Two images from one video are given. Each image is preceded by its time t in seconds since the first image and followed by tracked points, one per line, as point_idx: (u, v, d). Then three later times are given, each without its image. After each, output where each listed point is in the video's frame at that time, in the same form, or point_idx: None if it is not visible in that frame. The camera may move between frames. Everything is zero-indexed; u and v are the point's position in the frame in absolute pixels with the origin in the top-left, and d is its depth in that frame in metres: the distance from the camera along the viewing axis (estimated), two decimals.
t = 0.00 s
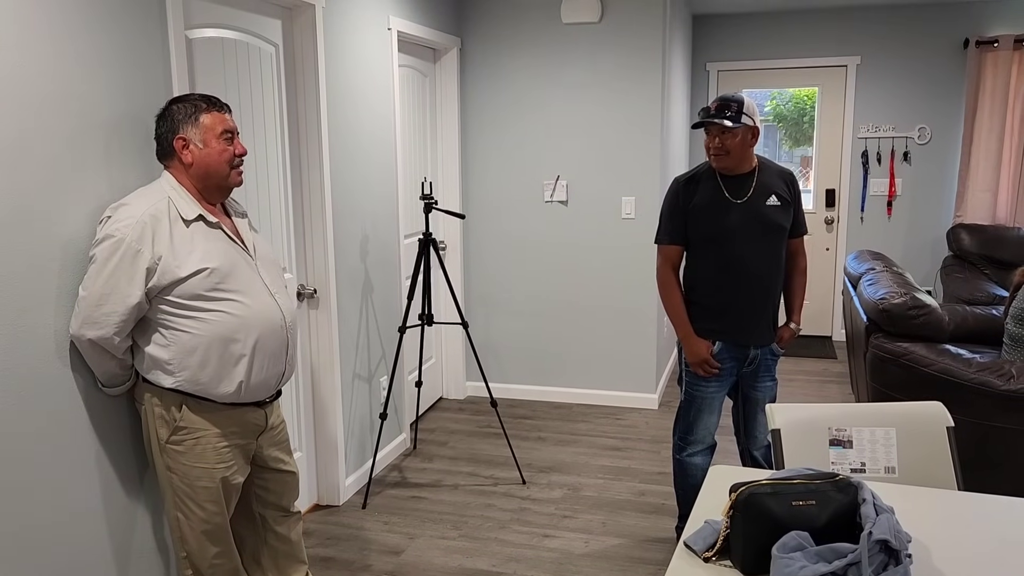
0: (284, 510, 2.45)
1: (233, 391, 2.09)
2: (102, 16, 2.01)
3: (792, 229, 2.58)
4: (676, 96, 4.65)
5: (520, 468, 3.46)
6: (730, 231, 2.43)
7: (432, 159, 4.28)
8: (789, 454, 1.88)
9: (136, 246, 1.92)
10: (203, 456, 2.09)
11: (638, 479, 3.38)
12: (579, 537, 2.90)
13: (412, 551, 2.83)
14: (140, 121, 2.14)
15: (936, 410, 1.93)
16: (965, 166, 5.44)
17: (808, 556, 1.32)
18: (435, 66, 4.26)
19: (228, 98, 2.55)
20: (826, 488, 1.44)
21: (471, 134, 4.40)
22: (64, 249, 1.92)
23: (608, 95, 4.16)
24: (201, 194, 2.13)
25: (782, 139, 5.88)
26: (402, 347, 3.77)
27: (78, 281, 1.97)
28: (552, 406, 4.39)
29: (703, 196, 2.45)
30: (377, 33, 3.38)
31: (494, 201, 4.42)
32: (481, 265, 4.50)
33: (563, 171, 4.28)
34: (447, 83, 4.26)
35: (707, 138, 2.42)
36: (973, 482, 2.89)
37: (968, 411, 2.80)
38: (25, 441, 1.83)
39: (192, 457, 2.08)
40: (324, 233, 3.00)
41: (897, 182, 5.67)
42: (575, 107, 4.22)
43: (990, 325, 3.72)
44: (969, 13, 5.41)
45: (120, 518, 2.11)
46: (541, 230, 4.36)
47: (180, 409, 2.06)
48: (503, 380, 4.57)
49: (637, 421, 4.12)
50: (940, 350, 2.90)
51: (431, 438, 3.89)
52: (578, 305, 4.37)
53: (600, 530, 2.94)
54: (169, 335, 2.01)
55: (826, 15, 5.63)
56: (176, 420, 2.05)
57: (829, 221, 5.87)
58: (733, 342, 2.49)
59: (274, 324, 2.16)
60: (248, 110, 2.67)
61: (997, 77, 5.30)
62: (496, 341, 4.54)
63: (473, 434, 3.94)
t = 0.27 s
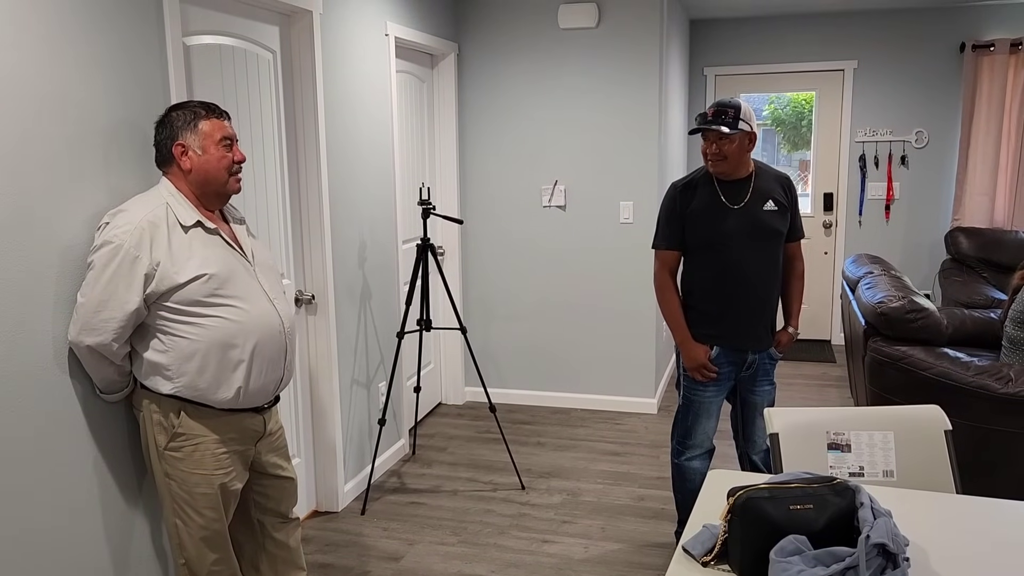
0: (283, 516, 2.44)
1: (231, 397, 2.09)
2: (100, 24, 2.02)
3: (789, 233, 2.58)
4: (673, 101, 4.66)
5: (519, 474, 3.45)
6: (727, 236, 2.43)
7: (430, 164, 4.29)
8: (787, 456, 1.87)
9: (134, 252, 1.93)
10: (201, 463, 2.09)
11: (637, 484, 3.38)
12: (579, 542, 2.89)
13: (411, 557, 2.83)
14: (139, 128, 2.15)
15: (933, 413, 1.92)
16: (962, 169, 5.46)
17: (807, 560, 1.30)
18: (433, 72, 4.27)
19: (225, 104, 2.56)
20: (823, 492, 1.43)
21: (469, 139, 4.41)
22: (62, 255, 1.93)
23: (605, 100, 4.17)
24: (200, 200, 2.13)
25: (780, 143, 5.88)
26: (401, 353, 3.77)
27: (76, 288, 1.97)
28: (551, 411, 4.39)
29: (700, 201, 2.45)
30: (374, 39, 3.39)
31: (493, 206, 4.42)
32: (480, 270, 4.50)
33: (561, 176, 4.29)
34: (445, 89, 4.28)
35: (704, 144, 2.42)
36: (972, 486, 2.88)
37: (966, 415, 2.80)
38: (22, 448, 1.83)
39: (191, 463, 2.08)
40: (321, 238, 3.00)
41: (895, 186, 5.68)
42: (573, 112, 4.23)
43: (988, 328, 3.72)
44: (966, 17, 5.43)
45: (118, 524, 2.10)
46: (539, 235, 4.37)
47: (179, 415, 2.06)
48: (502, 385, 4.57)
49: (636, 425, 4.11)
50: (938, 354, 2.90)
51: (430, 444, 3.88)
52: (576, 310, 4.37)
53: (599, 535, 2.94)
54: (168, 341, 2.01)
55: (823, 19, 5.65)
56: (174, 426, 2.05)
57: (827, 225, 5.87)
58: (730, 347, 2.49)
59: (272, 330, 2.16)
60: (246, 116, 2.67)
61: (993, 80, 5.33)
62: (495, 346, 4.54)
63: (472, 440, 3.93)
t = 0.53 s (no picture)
0: (285, 518, 2.44)
1: (233, 399, 2.09)
2: (101, 27, 2.02)
3: (789, 234, 2.59)
4: (673, 103, 4.67)
5: (520, 476, 3.45)
6: (728, 237, 2.43)
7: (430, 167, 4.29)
8: (789, 457, 1.87)
9: (136, 254, 1.93)
10: (203, 465, 2.09)
11: (639, 485, 3.38)
12: (580, 544, 2.89)
13: (413, 560, 2.83)
14: (140, 131, 2.15)
15: (933, 413, 1.92)
16: (963, 170, 5.46)
17: (808, 560, 1.30)
18: (433, 74, 4.27)
19: (225, 107, 2.56)
20: (825, 492, 1.43)
21: (468, 142, 4.41)
22: (63, 259, 1.93)
23: (605, 102, 4.17)
24: (201, 203, 2.13)
25: (780, 144, 5.89)
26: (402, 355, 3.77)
27: (77, 291, 1.97)
28: (553, 414, 4.39)
29: (700, 203, 2.46)
30: (374, 42, 3.40)
31: (493, 209, 4.43)
32: (480, 273, 4.51)
33: (561, 178, 4.29)
34: (445, 91, 4.28)
35: (705, 146, 2.42)
36: (973, 486, 2.88)
37: (967, 415, 2.80)
38: (24, 451, 1.83)
39: (192, 466, 2.08)
40: (322, 240, 3.00)
41: (895, 187, 5.68)
42: (573, 114, 4.23)
43: (988, 328, 3.72)
44: (965, 18, 5.43)
45: (119, 528, 2.10)
46: (540, 238, 4.37)
47: (180, 418, 2.06)
48: (503, 388, 4.57)
49: (637, 427, 4.11)
50: (939, 354, 2.90)
51: (431, 446, 3.88)
52: (577, 312, 4.37)
53: (601, 537, 2.94)
54: (169, 343, 2.01)
55: (823, 20, 5.65)
56: (176, 429, 2.05)
57: (828, 226, 5.87)
58: (731, 348, 2.49)
59: (273, 332, 2.16)
60: (246, 119, 2.68)
61: (993, 81, 5.34)
62: (496, 348, 4.55)
63: (473, 442, 3.93)
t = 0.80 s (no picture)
0: (286, 521, 2.44)
1: (234, 402, 2.09)
2: (102, 31, 2.02)
3: (790, 234, 2.59)
4: (672, 103, 4.67)
5: (522, 477, 3.45)
6: (729, 237, 2.43)
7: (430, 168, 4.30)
8: (791, 458, 1.87)
9: (137, 257, 1.93)
10: (205, 468, 2.09)
11: (640, 486, 3.38)
12: (582, 545, 2.89)
13: (415, 561, 2.83)
14: (141, 134, 2.15)
15: (935, 412, 1.91)
16: (963, 169, 5.46)
17: (810, 559, 1.30)
18: (432, 76, 4.28)
19: (225, 109, 2.56)
20: (827, 491, 1.43)
21: (468, 143, 4.41)
22: (65, 262, 1.93)
23: (604, 103, 4.17)
24: (201, 205, 2.13)
25: (780, 144, 5.89)
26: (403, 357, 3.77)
27: (78, 294, 1.98)
28: (554, 415, 4.39)
29: (701, 203, 2.46)
30: (373, 44, 3.40)
31: (493, 210, 4.43)
32: (481, 274, 4.51)
33: (561, 179, 4.29)
34: (445, 92, 4.28)
35: (705, 146, 2.42)
36: (974, 485, 2.88)
37: (969, 414, 2.80)
38: (26, 454, 1.83)
39: (194, 468, 2.08)
40: (322, 242, 3.01)
41: (895, 186, 5.68)
42: (572, 115, 4.23)
43: (989, 327, 3.73)
44: (964, 17, 5.43)
45: (122, 530, 2.10)
46: (540, 239, 4.38)
47: (182, 421, 2.06)
48: (504, 389, 4.57)
49: (638, 428, 4.11)
50: (940, 353, 2.90)
51: (432, 447, 3.88)
52: (577, 313, 4.38)
53: (603, 538, 2.94)
54: (171, 346, 2.01)
55: (822, 20, 5.65)
56: (178, 432, 2.05)
57: (828, 226, 5.88)
58: (733, 348, 2.49)
59: (274, 335, 2.16)
60: (246, 121, 2.68)
61: (992, 80, 5.34)
62: (496, 349, 4.54)
63: (474, 443, 3.93)
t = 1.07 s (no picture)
0: (288, 521, 2.45)
1: (235, 402, 2.10)
2: (101, 32, 2.03)
3: (790, 233, 2.59)
4: (672, 102, 4.67)
5: (522, 476, 3.46)
6: (729, 236, 2.44)
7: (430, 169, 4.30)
8: (791, 456, 1.87)
9: (137, 258, 1.93)
10: (206, 468, 2.10)
11: (641, 485, 3.38)
12: (583, 544, 2.89)
13: (416, 561, 2.83)
14: (140, 136, 2.16)
15: (935, 410, 1.92)
16: (963, 167, 5.46)
17: (810, 557, 1.30)
18: (432, 76, 4.28)
19: (225, 110, 2.57)
20: (826, 489, 1.43)
21: (468, 143, 4.42)
22: (65, 263, 1.94)
23: (604, 102, 4.18)
24: (201, 206, 2.14)
25: (779, 143, 5.90)
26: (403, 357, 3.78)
27: (79, 295, 1.98)
28: (555, 414, 4.39)
29: (701, 202, 2.46)
30: (373, 45, 3.41)
31: (493, 210, 4.44)
32: (481, 274, 4.52)
33: (560, 179, 4.30)
34: (445, 92, 4.29)
35: (705, 145, 2.43)
36: (974, 483, 2.88)
37: (969, 412, 2.80)
38: (27, 456, 1.83)
39: (196, 469, 2.08)
40: (322, 243, 3.01)
41: (894, 185, 5.68)
42: (572, 114, 4.24)
43: (989, 325, 3.73)
44: (963, 15, 5.44)
45: (123, 531, 2.11)
46: (540, 238, 4.38)
47: (183, 421, 2.06)
48: (505, 389, 4.57)
49: (639, 427, 4.12)
50: (940, 351, 2.90)
51: (433, 447, 3.89)
52: (578, 312, 4.38)
53: (604, 537, 2.94)
54: (171, 347, 2.01)
55: (821, 19, 5.65)
56: (178, 433, 2.06)
57: (827, 224, 5.88)
58: (733, 347, 2.49)
59: (275, 335, 2.17)
60: (246, 122, 2.68)
61: (992, 77, 5.34)
62: (497, 349, 4.55)
63: (475, 443, 3.94)
